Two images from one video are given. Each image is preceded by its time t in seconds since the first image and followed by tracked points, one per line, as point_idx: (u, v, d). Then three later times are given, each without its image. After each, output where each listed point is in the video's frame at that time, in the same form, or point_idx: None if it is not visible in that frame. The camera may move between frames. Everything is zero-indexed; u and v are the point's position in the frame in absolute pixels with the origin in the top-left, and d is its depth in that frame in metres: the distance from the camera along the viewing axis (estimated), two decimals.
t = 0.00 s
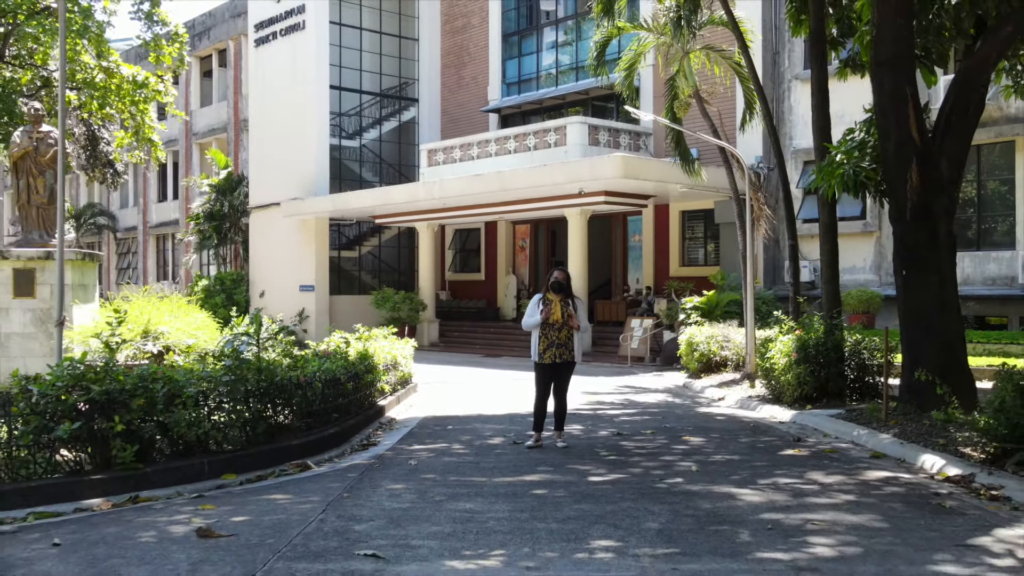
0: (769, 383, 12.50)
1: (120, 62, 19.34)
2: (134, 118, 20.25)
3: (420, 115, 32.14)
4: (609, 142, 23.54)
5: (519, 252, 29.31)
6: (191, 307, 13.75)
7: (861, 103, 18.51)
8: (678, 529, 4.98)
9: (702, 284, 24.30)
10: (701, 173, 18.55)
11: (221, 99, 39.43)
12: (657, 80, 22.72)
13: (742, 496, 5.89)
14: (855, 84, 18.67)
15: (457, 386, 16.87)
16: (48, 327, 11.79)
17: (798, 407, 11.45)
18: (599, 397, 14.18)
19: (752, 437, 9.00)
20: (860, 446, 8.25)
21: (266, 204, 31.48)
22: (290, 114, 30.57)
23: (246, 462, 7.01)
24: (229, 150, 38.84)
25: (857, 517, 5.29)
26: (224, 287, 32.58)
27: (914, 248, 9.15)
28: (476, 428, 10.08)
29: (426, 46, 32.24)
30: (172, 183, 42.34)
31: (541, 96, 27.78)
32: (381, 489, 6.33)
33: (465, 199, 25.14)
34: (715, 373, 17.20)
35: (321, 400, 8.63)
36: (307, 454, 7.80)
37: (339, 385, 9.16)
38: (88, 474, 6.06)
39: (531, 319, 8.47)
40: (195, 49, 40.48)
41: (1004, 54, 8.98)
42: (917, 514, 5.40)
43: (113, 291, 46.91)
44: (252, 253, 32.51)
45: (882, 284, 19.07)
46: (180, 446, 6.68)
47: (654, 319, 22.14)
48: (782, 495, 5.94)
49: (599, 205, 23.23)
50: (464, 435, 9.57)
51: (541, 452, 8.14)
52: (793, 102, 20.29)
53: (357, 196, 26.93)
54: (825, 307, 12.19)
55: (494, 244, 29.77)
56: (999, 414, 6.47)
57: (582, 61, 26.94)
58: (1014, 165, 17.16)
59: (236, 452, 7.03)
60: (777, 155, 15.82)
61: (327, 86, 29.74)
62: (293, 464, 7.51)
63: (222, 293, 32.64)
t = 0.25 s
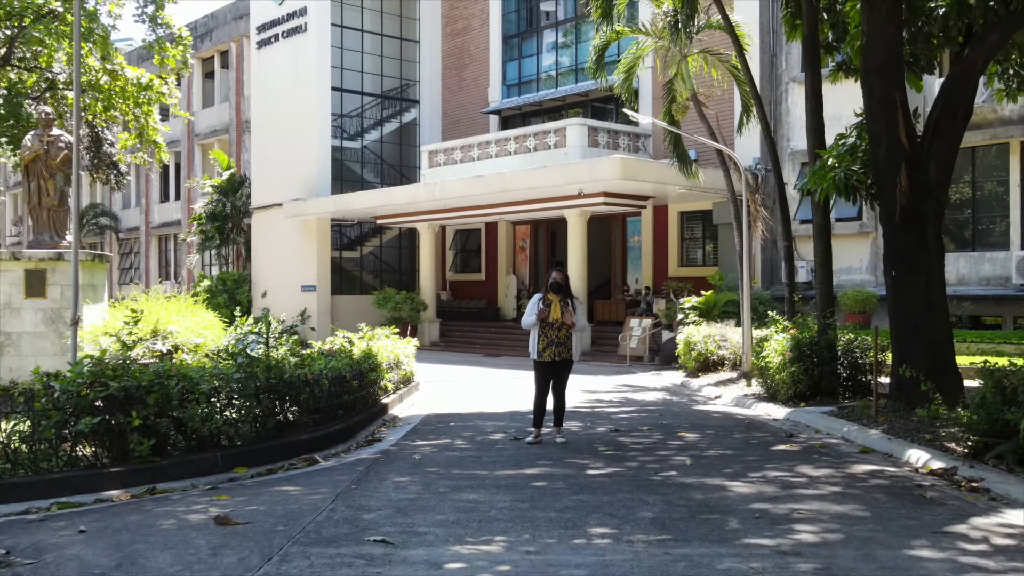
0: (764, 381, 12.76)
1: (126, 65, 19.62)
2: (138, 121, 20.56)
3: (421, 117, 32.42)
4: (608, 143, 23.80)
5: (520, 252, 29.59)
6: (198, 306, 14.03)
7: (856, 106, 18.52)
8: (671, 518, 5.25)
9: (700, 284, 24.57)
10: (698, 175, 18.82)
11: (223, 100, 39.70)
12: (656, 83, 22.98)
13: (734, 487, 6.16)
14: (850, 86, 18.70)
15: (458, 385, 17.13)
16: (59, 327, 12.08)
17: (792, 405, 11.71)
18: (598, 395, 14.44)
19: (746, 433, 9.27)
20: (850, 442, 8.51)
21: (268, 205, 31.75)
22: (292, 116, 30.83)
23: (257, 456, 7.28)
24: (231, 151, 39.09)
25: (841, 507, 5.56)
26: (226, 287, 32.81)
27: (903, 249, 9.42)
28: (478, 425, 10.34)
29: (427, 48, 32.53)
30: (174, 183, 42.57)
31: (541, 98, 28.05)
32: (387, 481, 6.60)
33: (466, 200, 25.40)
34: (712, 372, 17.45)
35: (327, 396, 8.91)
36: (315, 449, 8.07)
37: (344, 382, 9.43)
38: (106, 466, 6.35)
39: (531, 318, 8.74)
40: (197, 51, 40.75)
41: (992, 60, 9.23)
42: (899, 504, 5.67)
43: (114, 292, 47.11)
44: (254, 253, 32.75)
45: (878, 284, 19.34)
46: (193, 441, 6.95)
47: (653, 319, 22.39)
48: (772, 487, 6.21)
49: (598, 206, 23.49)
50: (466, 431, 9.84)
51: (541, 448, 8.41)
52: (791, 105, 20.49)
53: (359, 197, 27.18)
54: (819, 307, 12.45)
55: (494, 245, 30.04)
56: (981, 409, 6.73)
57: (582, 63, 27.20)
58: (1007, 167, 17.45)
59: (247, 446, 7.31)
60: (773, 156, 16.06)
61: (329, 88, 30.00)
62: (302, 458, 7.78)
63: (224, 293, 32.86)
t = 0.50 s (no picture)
0: (760, 381, 13.00)
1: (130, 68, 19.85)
2: (141, 122, 20.79)
3: (421, 118, 32.66)
4: (607, 145, 24.02)
5: (520, 253, 29.81)
6: (204, 307, 14.27)
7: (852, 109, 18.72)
8: (665, 511, 5.48)
9: (698, 285, 24.80)
10: (697, 176, 19.03)
11: (224, 102, 39.92)
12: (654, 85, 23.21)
13: (727, 482, 6.39)
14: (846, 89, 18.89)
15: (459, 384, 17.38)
16: (67, 327, 12.32)
17: (788, 403, 11.94)
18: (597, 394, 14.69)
19: (741, 430, 9.51)
20: (842, 439, 8.73)
21: (270, 206, 31.98)
22: (293, 117, 31.06)
23: (265, 451, 7.51)
24: (233, 152, 39.31)
25: (829, 499, 5.79)
26: (228, 287, 33.01)
27: (894, 251, 9.65)
28: (480, 423, 10.58)
29: (428, 51, 32.77)
30: (176, 184, 42.80)
31: (541, 99, 28.26)
32: (392, 476, 6.83)
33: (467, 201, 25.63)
34: (710, 372, 17.68)
35: (333, 395, 9.14)
36: (321, 445, 8.31)
37: (349, 382, 9.66)
38: (122, 462, 6.58)
39: (530, 319, 8.97)
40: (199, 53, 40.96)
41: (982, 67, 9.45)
42: (885, 497, 5.90)
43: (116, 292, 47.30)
44: (256, 253, 32.99)
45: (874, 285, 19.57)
46: (204, 437, 7.18)
47: (652, 318, 22.61)
48: (763, 481, 6.45)
49: (598, 207, 23.71)
50: (468, 428, 10.08)
51: (541, 445, 8.64)
52: (787, 107, 20.63)
53: (360, 198, 27.40)
54: (814, 307, 12.68)
55: (495, 245, 30.27)
56: (966, 406, 6.94)
57: (582, 65, 27.42)
58: (1002, 170, 17.67)
59: (256, 443, 7.53)
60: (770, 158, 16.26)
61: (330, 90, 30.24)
62: (309, 454, 8.01)
63: (226, 293, 33.07)
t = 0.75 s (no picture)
0: (755, 380, 13.26)
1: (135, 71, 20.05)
2: (145, 125, 20.96)
3: (422, 120, 32.91)
4: (606, 147, 24.28)
5: (520, 254, 30.08)
6: (210, 307, 14.52)
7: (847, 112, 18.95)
8: (659, 503, 5.74)
9: (696, 285, 25.08)
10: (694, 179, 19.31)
11: (226, 103, 40.18)
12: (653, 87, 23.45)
13: (719, 476, 6.65)
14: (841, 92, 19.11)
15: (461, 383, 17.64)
16: (77, 328, 12.55)
17: (782, 402, 12.20)
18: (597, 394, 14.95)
19: (736, 428, 9.78)
20: (833, 436, 8.99)
21: (272, 206, 32.23)
22: (295, 119, 31.32)
23: (275, 447, 7.77)
24: (235, 153, 39.56)
25: (816, 493, 6.05)
26: (230, 287, 33.22)
27: (884, 253, 9.93)
28: (481, 421, 10.85)
29: (428, 53, 33.02)
30: (178, 185, 43.04)
31: (540, 101, 28.52)
32: (397, 471, 7.09)
33: (468, 203, 25.87)
34: (708, 371, 17.94)
35: (339, 393, 9.41)
36: (328, 442, 8.58)
37: (354, 381, 9.93)
38: (138, 457, 6.84)
39: (530, 321, 9.23)
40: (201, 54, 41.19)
41: (971, 73, 9.71)
42: (870, 490, 6.17)
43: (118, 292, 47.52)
44: (258, 254, 33.24)
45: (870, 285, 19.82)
46: (216, 435, 7.44)
47: (651, 319, 22.84)
48: (754, 475, 6.71)
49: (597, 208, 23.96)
50: (470, 426, 10.34)
51: (540, 442, 8.91)
52: (785, 110, 20.85)
53: (361, 199, 27.66)
54: (809, 308, 12.93)
55: (495, 246, 30.54)
56: (951, 404, 7.18)
57: (581, 67, 27.67)
58: (996, 172, 17.94)
59: (266, 439, 7.79)
60: (766, 160, 16.52)
61: (332, 92, 30.50)
62: (316, 451, 8.27)
63: (229, 293, 33.28)
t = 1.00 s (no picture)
0: (752, 380, 13.49)
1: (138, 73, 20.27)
2: (148, 127, 21.20)
3: (423, 121, 33.13)
4: (606, 149, 24.50)
5: (521, 254, 30.30)
6: (215, 308, 14.74)
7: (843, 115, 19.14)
8: (655, 497, 5.97)
9: (695, 286, 25.31)
10: (692, 180, 19.53)
11: (228, 104, 40.38)
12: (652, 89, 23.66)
13: (713, 472, 6.88)
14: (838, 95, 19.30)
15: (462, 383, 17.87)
16: (86, 328, 12.78)
17: (778, 401, 12.42)
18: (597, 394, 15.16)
19: (731, 426, 10.01)
20: (825, 434, 9.21)
21: (274, 207, 32.46)
22: (297, 120, 31.53)
23: (282, 445, 8.01)
24: (237, 154, 39.76)
25: (806, 488, 6.28)
26: (232, 288, 33.41)
27: (876, 255, 10.16)
28: (483, 420, 11.07)
29: (429, 54, 33.23)
30: (180, 186, 43.28)
31: (541, 103, 28.72)
32: (401, 467, 7.32)
33: (468, 204, 26.09)
34: (706, 371, 18.16)
35: (344, 392, 9.63)
36: (333, 440, 8.80)
37: (358, 381, 10.15)
38: (151, 454, 7.07)
39: (531, 322, 9.45)
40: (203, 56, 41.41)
41: (962, 78, 9.91)
42: (858, 486, 6.40)
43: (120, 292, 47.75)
44: (260, 255, 33.46)
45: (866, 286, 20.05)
46: (226, 432, 7.67)
47: (650, 319, 23.03)
48: (747, 472, 6.94)
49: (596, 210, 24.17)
50: (472, 425, 10.56)
51: (540, 440, 9.14)
52: (782, 112, 21.04)
53: (362, 200, 27.88)
54: (804, 309, 13.16)
55: (496, 247, 30.76)
56: (939, 403, 7.40)
57: (581, 69, 27.86)
58: (992, 174, 18.16)
59: (274, 437, 8.02)
60: (764, 163, 16.74)
61: (333, 94, 30.71)
62: (322, 448, 8.51)
63: (230, 293, 33.19)
